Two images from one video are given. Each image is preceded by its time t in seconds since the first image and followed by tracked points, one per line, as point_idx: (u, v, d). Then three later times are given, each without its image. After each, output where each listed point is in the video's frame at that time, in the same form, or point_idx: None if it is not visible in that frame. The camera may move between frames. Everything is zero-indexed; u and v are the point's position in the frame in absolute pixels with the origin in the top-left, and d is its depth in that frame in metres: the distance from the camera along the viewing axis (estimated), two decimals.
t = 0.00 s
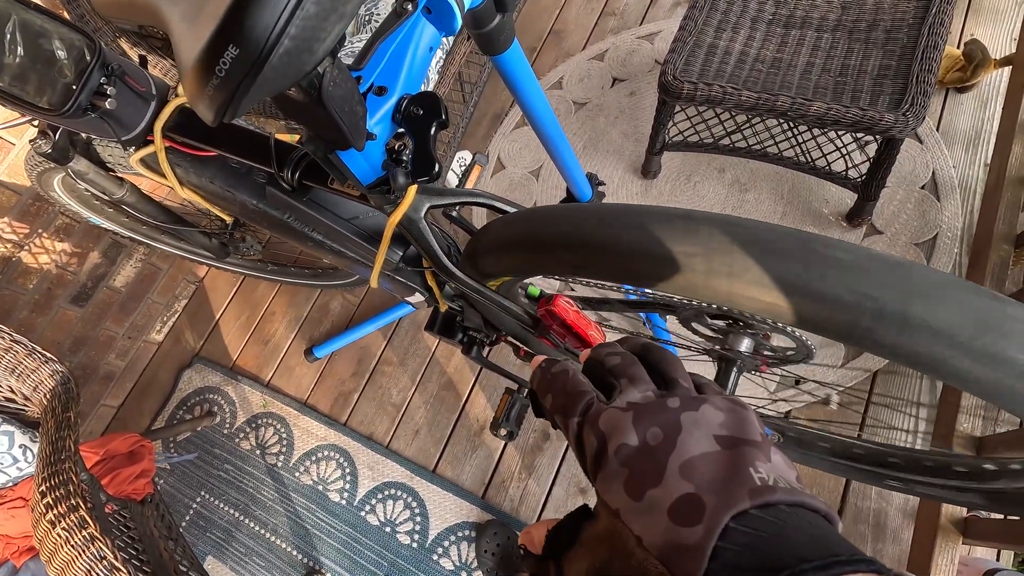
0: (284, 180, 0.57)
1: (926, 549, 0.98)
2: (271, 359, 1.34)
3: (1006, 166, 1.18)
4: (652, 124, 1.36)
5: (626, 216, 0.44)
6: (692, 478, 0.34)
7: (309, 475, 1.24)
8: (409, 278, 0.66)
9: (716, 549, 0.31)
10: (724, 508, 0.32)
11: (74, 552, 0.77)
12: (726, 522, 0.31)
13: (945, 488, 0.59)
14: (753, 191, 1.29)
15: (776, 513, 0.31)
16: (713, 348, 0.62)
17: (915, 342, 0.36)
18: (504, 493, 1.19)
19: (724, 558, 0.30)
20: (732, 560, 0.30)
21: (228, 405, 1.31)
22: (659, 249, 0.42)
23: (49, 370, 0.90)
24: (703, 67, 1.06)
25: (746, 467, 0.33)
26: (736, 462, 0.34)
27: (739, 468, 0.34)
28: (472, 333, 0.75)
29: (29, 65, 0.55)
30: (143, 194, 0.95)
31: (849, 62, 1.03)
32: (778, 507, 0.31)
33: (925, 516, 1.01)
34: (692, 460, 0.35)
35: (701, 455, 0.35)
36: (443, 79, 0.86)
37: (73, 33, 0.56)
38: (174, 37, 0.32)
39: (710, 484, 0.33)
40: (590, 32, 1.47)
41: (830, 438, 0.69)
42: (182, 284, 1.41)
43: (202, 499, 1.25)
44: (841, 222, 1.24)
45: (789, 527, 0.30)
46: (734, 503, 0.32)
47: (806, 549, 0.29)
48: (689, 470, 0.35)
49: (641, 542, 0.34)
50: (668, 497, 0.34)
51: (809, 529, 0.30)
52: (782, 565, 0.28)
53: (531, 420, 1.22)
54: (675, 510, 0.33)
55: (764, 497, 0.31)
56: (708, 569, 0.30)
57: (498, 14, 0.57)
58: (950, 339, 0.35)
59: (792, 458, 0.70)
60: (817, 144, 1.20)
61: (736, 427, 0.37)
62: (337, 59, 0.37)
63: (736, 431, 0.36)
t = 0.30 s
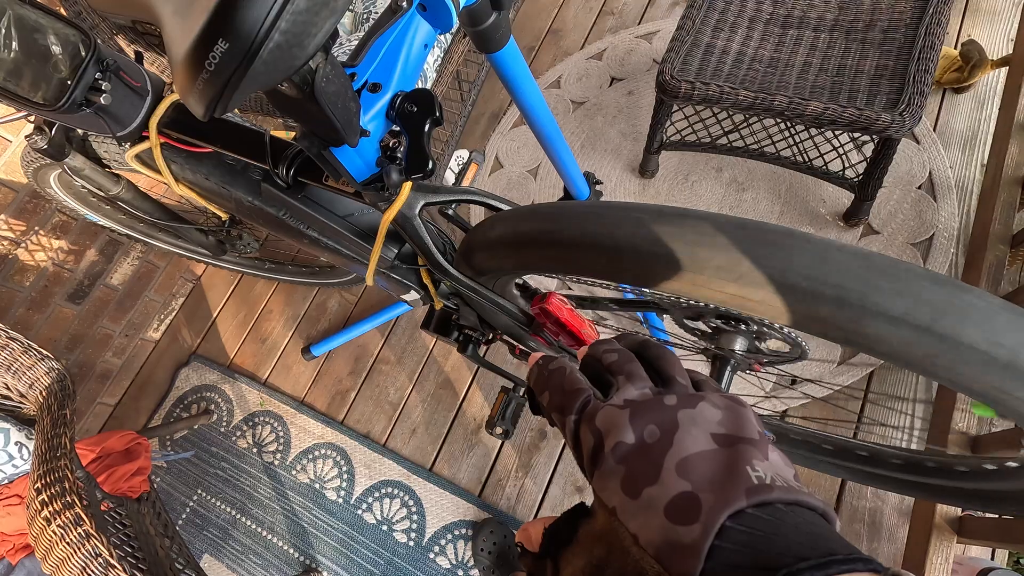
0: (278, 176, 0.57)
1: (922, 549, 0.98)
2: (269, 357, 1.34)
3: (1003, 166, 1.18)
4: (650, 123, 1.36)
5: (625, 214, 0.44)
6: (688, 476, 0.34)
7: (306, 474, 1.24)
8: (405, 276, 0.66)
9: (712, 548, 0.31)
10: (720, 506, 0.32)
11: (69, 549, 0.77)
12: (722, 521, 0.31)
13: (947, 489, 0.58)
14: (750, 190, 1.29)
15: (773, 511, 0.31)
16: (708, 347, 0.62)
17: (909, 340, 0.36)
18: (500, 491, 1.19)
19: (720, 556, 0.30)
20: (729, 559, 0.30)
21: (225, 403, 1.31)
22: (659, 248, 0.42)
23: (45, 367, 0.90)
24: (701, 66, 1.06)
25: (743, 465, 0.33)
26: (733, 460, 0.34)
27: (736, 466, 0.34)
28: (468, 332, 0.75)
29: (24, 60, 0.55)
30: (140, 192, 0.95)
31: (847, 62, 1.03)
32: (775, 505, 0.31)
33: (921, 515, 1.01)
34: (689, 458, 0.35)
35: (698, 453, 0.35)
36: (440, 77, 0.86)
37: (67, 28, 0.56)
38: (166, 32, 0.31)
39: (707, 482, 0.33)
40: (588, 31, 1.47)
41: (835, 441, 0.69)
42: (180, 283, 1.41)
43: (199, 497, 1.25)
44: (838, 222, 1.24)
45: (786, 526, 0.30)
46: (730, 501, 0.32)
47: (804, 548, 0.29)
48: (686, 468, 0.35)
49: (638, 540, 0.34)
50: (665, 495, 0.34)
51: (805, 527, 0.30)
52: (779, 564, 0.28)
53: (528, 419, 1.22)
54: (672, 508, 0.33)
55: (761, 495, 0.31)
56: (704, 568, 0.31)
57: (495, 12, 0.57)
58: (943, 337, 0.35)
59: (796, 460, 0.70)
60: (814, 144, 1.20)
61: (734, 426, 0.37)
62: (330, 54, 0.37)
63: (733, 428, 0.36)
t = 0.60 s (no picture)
0: (278, 175, 0.57)
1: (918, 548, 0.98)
2: (267, 356, 1.34)
3: (1001, 167, 1.18)
4: (649, 123, 1.36)
5: (625, 214, 0.44)
6: (684, 477, 0.34)
7: (304, 472, 1.24)
8: (404, 275, 0.66)
9: (707, 550, 0.31)
10: (716, 509, 0.32)
11: (66, 546, 0.77)
12: (718, 523, 0.31)
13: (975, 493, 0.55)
14: (749, 190, 1.29)
15: (768, 513, 0.31)
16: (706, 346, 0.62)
17: (905, 340, 0.37)
18: (498, 490, 1.19)
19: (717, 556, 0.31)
20: (726, 561, 0.30)
21: (223, 402, 1.31)
22: (661, 250, 0.42)
23: (43, 365, 0.90)
24: (700, 67, 1.06)
25: (737, 467, 0.34)
26: (727, 462, 0.34)
27: (730, 468, 0.34)
28: (467, 330, 0.75)
29: (23, 59, 0.55)
30: (139, 190, 0.95)
31: (845, 63, 1.04)
32: (770, 506, 0.32)
33: (917, 514, 1.02)
34: (684, 460, 0.35)
35: (693, 455, 0.35)
36: (439, 76, 0.86)
37: (67, 27, 0.55)
38: (166, 31, 0.32)
39: (702, 484, 0.34)
40: (588, 31, 1.47)
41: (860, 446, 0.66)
42: (178, 281, 1.41)
43: (197, 495, 1.25)
44: (836, 222, 1.24)
45: (781, 526, 0.31)
46: (725, 504, 0.32)
47: (799, 549, 0.29)
48: (681, 469, 0.35)
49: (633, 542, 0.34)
50: (660, 497, 0.34)
51: (801, 528, 0.30)
52: (774, 565, 0.28)
53: (527, 418, 1.22)
54: (667, 510, 0.33)
55: (756, 497, 0.32)
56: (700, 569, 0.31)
57: (494, 11, 0.57)
58: (939, 337, 0.36)
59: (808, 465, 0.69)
60: (812, 144, 1.21)
61: (728, 427, 0.37)
62: (330, 54, 0.37)
63: (727, 430, 0.37)
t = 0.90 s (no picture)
0: (279, 175, 0.56)
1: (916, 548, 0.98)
2: (267, 355, 1.34)
3: (1000, 169, 1.19)
4: (649, 123, 1.36)
5: (629, 215, 0.44)
6: (684, 477, 0.34)
7: (304, 472, 1.24)
8: (404, 274, 0.66)
9: (707, 549, 0.31)
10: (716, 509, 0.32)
11: (65, 545, 0.77)
12: (718, 522, 0.31)
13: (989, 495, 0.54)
14: (749, 191, 1.29)
15: (769, 512, 0.31)
16: (706, 347, 0.62)
17: (914, 344, 0.36)
18: (498, 490, 1.19)
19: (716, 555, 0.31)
20: (725, 560, 0.30)
21: (223, 401, 1.31)
22: (666, 252, 0.42)
23: (42, 364, 0.89)
24: (700, 67, 1.06)
25: (737, 467, 0.34)
26: (728, 461, 0.34)
27: (731, 468, 0.34)
28: (467, 331, 0.75)
29: (23, 57, 0.55)
30: (139, 188, 0.95)
31: (845, 64, 1.04)
32: (771, 506, 0.32)
33: (916, 515, 1.02)
34: (684, 460, 0.35)
35: (694, 455, 0.35)
36: (440, 75, 0.86)
37: (67, 25, 0.55)
38: (168, 30, 0.31)
39: (702, 484, 0.34)
40: (588, 31, 1.47)
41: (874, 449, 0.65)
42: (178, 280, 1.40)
43: (196, 494, 1.25)
44: (836, 223, 1.24)
45: (781, 526, 0.31)
46: (725, 503, 0.32)
47: (799, 549, 0.29)
48: (681, 470, 0.35)
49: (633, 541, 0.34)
50: (661, 497, 0.34)
51: (800, 528, 0.30)
52: (774, 564, 0.29)
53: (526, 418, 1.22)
54: (667, 510, 0.33)
55: (757, 496, 0.32)
56: (701, 568, 0.31)
57: (495, 11, 0.56)
58: (948, 340, 0.35)
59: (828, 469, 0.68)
60: (812, 145, 1.21)
61: (728, 428, 0.37)
62: (332, 53, 0.37)
63: (728, 431, 0.37)
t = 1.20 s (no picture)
0: (286, 172, 0.57)
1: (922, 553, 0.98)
2: (272, 351, 1.35)
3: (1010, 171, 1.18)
4: (656, 123, 1.36)
5: (637, 215, 0.44)
6: (697, 472, 0.34)
7: (308, 468, 1.25)
8: (410, 273, 0.66)
9: (724, 547, 0.31)
10: (732, 503, 0.32)
11: (72, 538, 0.77)
12: (734, 519, 0.31)
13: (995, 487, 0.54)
14: (756, 192, 1.29)
15: (782, 509, 0.31)
16: (711, 349, 0.62)
17: (915, 345, 0.36)
18: (501, 489, 1.20)
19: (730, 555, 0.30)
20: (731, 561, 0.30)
21: (228, 396, 1.31)
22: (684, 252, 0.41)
23: (50, 358, 0.90)
24: (708, 67, 1.05)
25: (751, 463, 0.34)
26: (741, 455, 0.34)
27: (744, 463, 0.34)
28: (472, 330, 0.75)
29: (34, 53, 0.55)
30: (147, 184, 0.95)
31: (855, 64, 1.03)
32: (785, 504, 0.31)
33: (922, 519, 1.01)
34: (697, 453, 0.35)
35: (706, 448, 0.35)
36: (447, 73, 0.86)
37: (79, 21, 0.56)
38: (179, 27, 0.32)
39: (716, 479, 0.34)
40: (595, 30, 1.47)
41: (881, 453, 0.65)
42: (184, 276, 1.41)
43: (201, 489, 1.26)
44: (843, 225, 1.24)
45: (796, 525, 0.30)
46: (741, 498, 0.32)
47: (814, 549, 0.29)
48: (694, 464, 0.35)
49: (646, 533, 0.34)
50: (672, 491, 0.34)
51: (812, 526, 0.30)
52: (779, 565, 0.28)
53: (530, 418, 1.22)
54: (681, 505, 0.33)
55: (773, 494, 0.31)
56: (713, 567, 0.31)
57: (504, 10, 0.56)
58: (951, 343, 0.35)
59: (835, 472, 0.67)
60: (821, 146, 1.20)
61: (737, 422, 0.37)
62: (342, 51, 0.37)
63: (739, 424, 0.37)
